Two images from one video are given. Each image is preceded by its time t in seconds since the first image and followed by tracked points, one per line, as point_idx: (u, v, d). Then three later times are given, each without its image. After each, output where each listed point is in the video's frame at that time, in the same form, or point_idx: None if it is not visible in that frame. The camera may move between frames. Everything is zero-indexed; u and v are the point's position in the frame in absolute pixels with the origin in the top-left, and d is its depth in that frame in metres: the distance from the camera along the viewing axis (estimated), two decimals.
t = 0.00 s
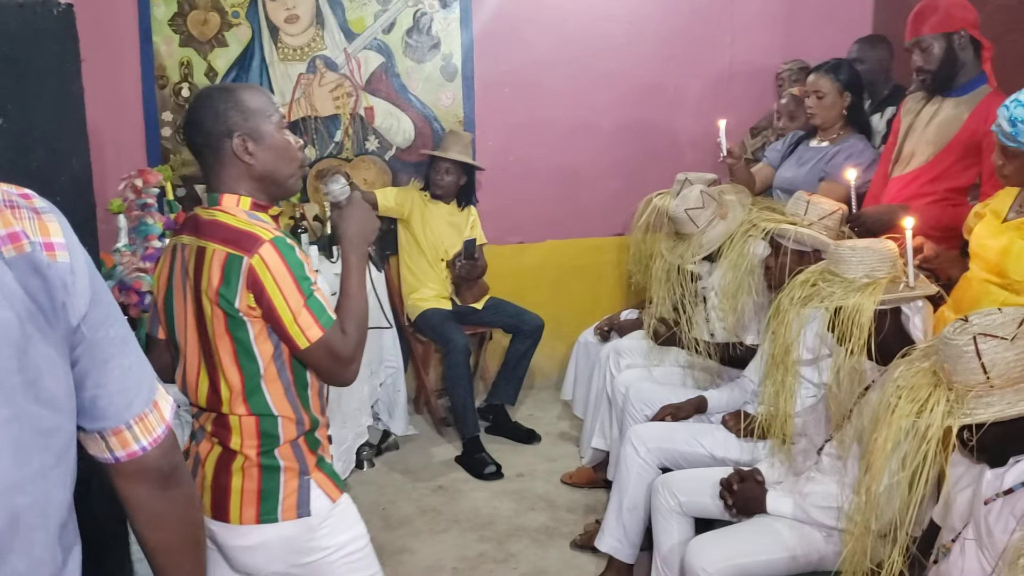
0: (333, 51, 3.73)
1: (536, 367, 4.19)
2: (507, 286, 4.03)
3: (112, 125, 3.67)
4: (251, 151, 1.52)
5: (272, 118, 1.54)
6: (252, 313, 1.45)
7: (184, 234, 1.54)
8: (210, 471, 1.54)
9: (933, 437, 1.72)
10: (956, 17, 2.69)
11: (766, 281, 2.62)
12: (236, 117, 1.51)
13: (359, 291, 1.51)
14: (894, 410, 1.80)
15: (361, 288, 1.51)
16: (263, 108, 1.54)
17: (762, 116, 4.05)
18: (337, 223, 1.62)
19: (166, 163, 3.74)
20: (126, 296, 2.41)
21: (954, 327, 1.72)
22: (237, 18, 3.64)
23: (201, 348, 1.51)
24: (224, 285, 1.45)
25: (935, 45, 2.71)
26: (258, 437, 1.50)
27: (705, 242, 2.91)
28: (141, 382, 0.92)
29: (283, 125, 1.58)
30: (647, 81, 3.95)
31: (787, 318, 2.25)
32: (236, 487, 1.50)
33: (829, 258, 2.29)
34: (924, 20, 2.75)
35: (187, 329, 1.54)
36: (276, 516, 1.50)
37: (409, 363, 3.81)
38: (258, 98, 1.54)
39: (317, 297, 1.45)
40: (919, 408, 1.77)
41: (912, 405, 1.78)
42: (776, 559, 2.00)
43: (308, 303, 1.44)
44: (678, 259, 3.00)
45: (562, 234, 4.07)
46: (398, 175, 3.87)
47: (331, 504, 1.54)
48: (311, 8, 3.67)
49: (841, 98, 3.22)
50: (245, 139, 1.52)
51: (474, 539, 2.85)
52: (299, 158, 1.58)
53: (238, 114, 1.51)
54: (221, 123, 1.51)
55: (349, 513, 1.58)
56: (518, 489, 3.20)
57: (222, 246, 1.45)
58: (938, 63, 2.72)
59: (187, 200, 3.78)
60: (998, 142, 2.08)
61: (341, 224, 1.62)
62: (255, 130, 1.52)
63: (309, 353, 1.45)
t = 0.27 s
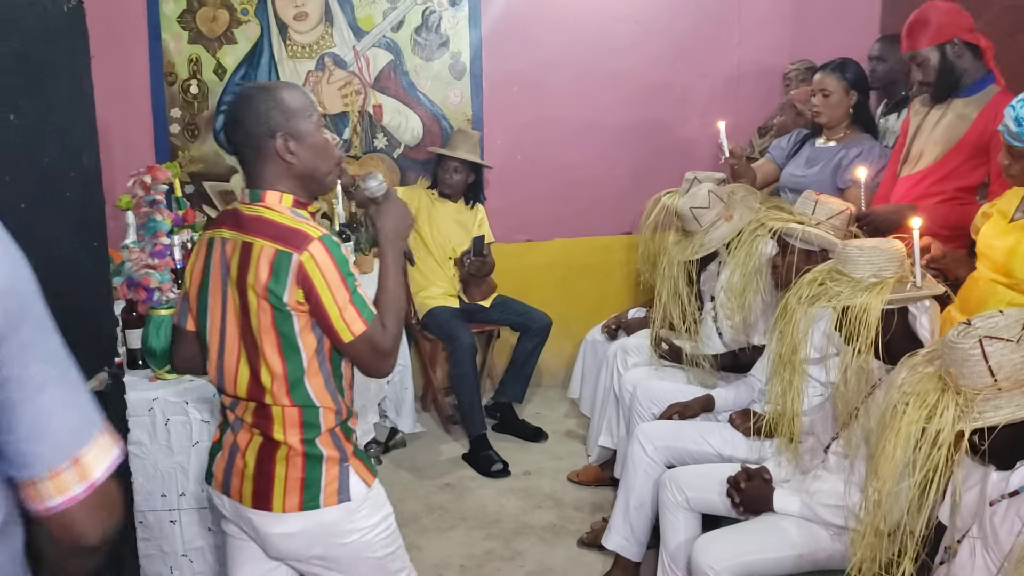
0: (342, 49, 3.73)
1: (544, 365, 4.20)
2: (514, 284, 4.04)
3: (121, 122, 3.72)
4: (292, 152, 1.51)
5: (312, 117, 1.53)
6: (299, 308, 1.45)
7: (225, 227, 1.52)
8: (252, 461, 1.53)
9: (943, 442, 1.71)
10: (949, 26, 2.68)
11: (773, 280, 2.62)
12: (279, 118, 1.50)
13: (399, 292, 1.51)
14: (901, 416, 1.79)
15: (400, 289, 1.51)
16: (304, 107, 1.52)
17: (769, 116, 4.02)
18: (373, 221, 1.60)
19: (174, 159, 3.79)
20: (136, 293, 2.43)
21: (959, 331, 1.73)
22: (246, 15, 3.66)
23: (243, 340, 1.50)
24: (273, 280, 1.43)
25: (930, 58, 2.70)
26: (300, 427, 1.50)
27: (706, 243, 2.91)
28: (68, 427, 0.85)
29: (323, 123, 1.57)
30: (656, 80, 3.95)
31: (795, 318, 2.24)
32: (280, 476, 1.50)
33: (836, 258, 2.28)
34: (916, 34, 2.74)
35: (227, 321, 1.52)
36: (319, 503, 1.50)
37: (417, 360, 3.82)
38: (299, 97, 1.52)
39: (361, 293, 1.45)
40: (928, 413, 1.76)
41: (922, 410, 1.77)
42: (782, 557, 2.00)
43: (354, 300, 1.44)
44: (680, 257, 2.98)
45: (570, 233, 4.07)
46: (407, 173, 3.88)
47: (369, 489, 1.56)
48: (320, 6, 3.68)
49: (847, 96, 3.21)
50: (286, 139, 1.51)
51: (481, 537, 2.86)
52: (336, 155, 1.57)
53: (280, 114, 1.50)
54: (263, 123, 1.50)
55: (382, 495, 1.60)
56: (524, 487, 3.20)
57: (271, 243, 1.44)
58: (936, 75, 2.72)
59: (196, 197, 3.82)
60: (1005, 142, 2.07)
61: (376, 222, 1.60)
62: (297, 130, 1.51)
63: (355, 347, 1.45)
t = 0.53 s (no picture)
0: (356, 48, 3.76)
1: (557, 365, 4.19)
2: (528, 283, 4.05)
3: (136, 121, 3.80)
4: (370, 153, 1.52)
5: (386, 119, 1.53)
6: (386, 308, 1.47)
7: (299, 225, 1.50)
8: (328, 454, 1.53)
9: (965, 446, 1.69)
10: (955, 30, 2.65)
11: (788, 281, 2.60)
12: (359, 120, 1.50)
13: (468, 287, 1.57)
14: (921, 420, 1.77)
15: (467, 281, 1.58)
16: (379, 108, 1.53)
17: (783, 117, 3.97)
18: (435, 219, 1.63)
19: (188, 159, 3.85)
20: (150, 292, 2.44)
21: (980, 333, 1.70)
22: (260, 14, 3.73)
23: (322, 338, 1.50)
24: (363, 281, 1.44)
25: (947, 62, 2.67)
26: (377, 420, 1.52)
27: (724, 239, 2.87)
28: None
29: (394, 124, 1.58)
30: (670, 79, 3.92)
31: (809, 318, 2.22)
32: (360, 465, 1.51)
33: (851, 258, 2.26)
34: (923, 44, 2.70)
35: (301, 318, 1.51)
36: (390, 491, 1.53)
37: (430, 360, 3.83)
38: (375, 99, 1.53)
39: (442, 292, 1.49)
40: (948, 417, 1.74)
41: (942, 414, 1.75)
42: (796, 558, 1.99)
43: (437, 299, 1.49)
44: (693, 256, 2.96)
45: (584, 233, 4.06)
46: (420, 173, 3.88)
47: (430, 479, 1.59)
48: (334, 5, 3.72)
49: (862, 96, 3.18)
50: (364, 141, 1.51)
51: (494, 536, 2.86)
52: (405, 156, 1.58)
53: (359, 115, 1.50)
54: (344, 126, 1.49)
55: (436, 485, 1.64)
56: (538, 487, 3.19)
57: (359, 245, 1.44)
58: (957, 79, 2.68)
59: (209, 196, 3.86)
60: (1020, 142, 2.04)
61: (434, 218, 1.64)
62: (375, 132, 1.51)
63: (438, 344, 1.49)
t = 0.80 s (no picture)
0: (361, 48, 3.76)
1: (563, 365, 4.18)
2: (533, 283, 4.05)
3: (142, 121, 3.80)
4: (456, 144, 1.56)
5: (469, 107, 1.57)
6: (463, 293, 1.55)
7: (377, 207, 1.55)
8: (388, 432, 1.61)
9: (977, 448, 1.68)
10: (960, 33, 2.63)
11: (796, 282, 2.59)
12: (447, 112, 1.53)
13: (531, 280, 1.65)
14: (934, 420, 1.77)
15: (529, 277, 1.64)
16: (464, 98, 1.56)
17: (789, 117, 3.94)
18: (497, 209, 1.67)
19: (194, 159, 3.85)
20: (155, 292, 2.41)
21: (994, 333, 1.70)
22: (265, 14, 3.73)
23: (396, 320, 1.56)
24: (446, 267, 1.51)
25: (951, 66, 2.65)
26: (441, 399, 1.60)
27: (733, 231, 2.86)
28: None
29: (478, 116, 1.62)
30: (677, 79, 3.91)
31: (816, 319, 2.21)
32: (415, 443, 1.60)
33: (858, 259, 2.24)
34: (928, 46, 2.68)
35: (375, 299, 1.58)
36: (445, 468, 1.62)
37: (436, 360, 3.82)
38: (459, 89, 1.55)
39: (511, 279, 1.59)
40: (961, 417, 1.74)
41: (955, 414, 1.75)
42: (804, 559, 1.98)
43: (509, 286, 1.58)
44: (703, 250, 2.95)
45: (589, 234, 4.05)
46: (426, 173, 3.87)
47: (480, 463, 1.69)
48: (339, 6, 3.72)
49: (870, 98, 3.16)
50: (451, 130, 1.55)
51: (500, 538, 2.85)
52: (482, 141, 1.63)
53: (448, 107, 1.53)
54: (436, 115, 1.52)
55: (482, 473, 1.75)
56: (543, 488, 3.18)
57: (443, 233, 1.51)
58: (960, 82, 2.66)
59: (214, 196, 3.86)
60: None
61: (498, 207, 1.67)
62: (460, 122, 1.55)
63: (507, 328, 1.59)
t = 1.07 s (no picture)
0: (360, 48, 3.76)
1: (562, 366, 4.18)
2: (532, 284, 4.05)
3: (140, 121, 3.80)
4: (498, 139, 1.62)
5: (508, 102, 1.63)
6: (506, 286, 1.62)
7: (424, 201, 1.62)
8: (417, 420, 1.68)
9: (976, 448, 1.68)
10: (960, 35, 2.62)
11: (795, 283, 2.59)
12: (491, 108, 1.59)
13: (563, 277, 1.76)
14: (932, 420, 1.77)
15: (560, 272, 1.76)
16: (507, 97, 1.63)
17: (788, 118, 3.94)
18: (528, 206, 1.78)
19: (192, 159, 3.85)
20: (154, 293, 2.42)
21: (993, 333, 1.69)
22: (264, 14, 3.73)
23: (438, 311, 1.63)
24: (493, 259, 1.58)
25: (949, 69, 2.65)
26: (474, 390, 1.67)
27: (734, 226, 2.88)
28: None
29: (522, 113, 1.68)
30: (675, 79, 3.91)
31: (815, 320, 2.21)
32: (444, 432, 1.67)
33: (857, 259, 2.24)
34: (927, 48, 2.68)
35: (416, 291, 1.64)
36: (470, 460, 1.69)
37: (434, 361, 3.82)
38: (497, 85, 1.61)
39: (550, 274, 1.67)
40: (960, 417, 1.74)
41: (954, 415, 1.74)
42: (803, 560, 1.98)
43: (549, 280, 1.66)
44: (701, 245, 2.94)
45: (588, 234, 4.05)
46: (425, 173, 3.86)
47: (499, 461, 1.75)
48: (338, 6, 3.72)
49: (868, 100, 3.15)
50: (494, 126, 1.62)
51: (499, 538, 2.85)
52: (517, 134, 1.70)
53: (492, 104, 1.59)
54: (483, 114, 1.59)
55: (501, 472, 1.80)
56: (542, 488, 3.18)
57: (491, 226, 1.58)
58: (958, 85, 2.67)
59: (213, 196, 3.86)
60: None
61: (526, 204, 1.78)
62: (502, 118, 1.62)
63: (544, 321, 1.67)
